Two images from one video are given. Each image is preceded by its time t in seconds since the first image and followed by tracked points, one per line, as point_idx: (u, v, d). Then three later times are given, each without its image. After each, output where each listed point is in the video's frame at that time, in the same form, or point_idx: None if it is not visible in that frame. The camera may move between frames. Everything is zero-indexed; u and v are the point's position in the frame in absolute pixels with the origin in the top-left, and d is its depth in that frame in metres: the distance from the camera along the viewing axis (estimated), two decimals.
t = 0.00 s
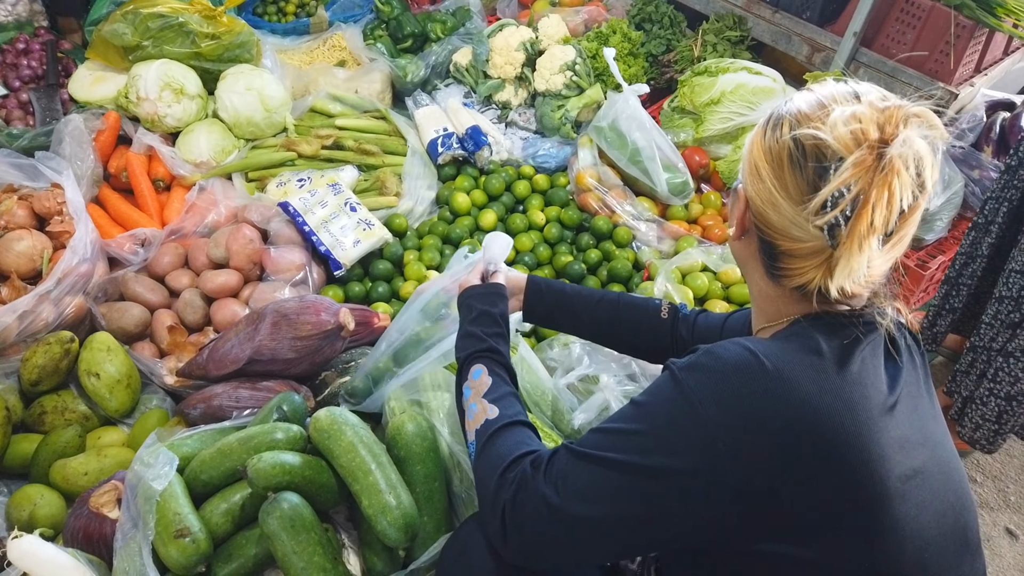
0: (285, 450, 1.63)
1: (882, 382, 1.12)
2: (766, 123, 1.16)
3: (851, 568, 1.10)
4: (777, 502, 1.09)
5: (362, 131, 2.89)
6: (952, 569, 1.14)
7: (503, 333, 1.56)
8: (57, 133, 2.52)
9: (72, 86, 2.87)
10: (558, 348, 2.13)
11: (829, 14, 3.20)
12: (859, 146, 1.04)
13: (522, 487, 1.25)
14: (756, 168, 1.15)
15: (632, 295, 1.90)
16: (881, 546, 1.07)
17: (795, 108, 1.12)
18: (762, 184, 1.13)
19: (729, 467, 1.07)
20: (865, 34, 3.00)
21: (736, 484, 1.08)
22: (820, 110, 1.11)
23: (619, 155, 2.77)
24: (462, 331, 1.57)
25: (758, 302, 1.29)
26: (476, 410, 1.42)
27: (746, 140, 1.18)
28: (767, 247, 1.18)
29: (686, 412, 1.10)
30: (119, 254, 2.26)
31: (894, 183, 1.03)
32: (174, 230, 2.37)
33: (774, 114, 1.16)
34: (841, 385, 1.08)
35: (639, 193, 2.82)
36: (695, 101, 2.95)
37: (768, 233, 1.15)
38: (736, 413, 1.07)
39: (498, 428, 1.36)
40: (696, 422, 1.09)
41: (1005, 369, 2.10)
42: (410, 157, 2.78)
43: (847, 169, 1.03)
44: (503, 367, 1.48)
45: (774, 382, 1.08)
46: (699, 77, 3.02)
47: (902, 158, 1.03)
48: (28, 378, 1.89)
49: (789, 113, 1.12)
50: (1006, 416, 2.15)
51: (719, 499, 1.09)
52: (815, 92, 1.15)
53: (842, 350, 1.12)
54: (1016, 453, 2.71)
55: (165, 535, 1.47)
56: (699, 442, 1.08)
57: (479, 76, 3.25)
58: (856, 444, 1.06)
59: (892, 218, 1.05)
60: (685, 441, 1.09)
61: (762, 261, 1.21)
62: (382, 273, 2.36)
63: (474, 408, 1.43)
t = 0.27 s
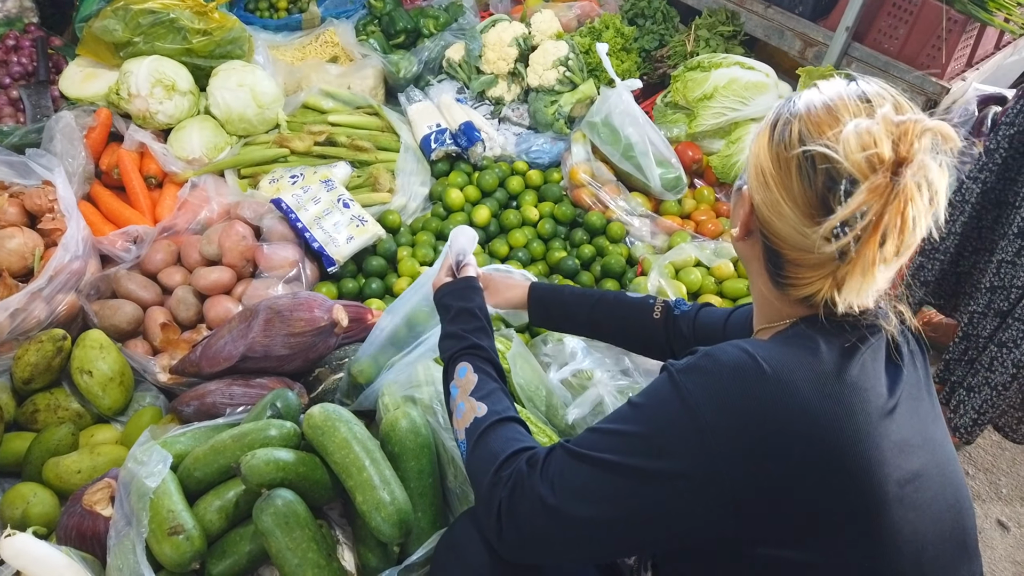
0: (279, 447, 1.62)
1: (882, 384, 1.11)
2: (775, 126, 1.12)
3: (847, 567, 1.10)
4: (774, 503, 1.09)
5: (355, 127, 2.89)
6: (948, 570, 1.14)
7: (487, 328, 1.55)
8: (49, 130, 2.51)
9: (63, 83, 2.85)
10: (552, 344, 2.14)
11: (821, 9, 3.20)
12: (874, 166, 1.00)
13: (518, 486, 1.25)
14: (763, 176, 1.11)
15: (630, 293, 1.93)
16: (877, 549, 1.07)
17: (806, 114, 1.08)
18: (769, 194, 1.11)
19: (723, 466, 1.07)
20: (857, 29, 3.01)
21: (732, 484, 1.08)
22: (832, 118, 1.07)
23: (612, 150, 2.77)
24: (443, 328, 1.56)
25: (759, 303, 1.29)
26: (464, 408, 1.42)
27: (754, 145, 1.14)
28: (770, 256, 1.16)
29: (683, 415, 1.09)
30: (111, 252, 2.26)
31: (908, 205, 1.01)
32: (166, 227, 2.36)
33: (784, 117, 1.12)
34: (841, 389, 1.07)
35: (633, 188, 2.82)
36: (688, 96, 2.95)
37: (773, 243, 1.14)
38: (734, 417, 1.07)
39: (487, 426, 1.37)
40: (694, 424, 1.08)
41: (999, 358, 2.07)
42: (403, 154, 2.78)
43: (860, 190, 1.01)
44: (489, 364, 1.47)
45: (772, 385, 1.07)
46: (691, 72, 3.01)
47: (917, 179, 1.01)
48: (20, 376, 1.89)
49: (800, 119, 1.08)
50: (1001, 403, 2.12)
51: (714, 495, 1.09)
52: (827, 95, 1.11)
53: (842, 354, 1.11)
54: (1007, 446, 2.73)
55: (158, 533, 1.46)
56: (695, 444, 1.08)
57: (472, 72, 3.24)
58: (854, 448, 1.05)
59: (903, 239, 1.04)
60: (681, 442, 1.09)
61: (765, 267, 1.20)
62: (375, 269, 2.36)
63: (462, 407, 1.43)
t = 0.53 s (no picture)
0: (273, 443, 1.63)
1: (879, 388, 1.10)
2: (781, 130, 1.11)
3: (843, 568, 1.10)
4: (769, 507, 1.08)
5: (348, 124, 2.88)
6: (945, 571, 1.13)
7: (472, 321, 1.55)
8: (40, 128, 2.49)
9: (55, 79, 2.83)
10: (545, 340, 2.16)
11: (814, 5, 3.21)
12: (888, 182, 1.00)
13: (516, 494, 1.24)
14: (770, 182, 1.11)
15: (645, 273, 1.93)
16: (873, 552, 1.07)
17: (813, 119, 1.07)
18: (776, 202, 1.10)
19: (717, 468, 1.06)
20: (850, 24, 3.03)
21: (727, 487, 1.07)
22: (840, 124, 1.06)
23: (606, 146, 2.77)
24: (428, 322, 1.56)
25: (758, 303, 1.29)
26: (454, 408, 1.42)
27: (759, 149, 1.13)
28: (774, 262, 1.16)
29: (679, 422, 1.09)
30: (104, 249, 2.25)
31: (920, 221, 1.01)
32: (159, 224, 2.35)
33: (791, 118, 1.10)
34: (838, 394, 1.05)
35: (626, 183, 2.83)
36: (682, 91, 2.95)
37: (778, 250, 1.13)
38: (730, 422, 1.06)
39: (479, 428, 1.36)
40: (689, 431, 1.08)
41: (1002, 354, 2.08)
42: (397, 149, 2.77)
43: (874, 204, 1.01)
44: (476, 358, 1.48)
45: (768, 391, 1.06)
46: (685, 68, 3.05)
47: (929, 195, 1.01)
48: (13, 374, 1.88)
49: (807, 124, 1.07)
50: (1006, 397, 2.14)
51: (709, 491, 1.08)
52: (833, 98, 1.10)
53: (840, 358, 1.09)
54: (999, 439, 2.75)
55: (152, 530, 1.46)
56: (690, 449, 1.07)
57: (466, 67, 3.25)
58: (851, 453, 1.04)
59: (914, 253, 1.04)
60: (676, 448, 1.08)
61: (767, 271, 1.20)
62: (370, 266, 2.37)
63: (451, 407, 1.43)
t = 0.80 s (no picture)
0: (268, 441, 1.62)
1: (873, 385, 1.09)
2: (764, 131, 1.09)
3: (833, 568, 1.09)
4: (760, 503, 1.08)
5: (342, 120, 2.87)
6: (939, 569, 1.12)
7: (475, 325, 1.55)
8: (32, 125, 2.49)
9: (46, 77, 2.82)
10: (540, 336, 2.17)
11: None
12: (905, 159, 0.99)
13: (508, 488, 1.25)
14: (768, 183, 1.08)
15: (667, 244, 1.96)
16: (865, 550, 1.06)
17: (797, 115, 1.06)
18: (779, 202, 1.07)
19: (708, 462, 1.07)
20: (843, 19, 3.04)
21: (717, 483, 1.07)
22: (827, 115, 1.05)
23: (600, 142, 2.78)
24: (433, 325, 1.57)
25: (755, 305, 1.27)
26: (453, 407, 1.43)
27: (746, 153, 1.10)
28: (780, 262, 1.13)
29: (672, 416, 1.09)
30: (97, 247, 2.24)
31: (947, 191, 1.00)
32: (152, 222, 2.35)
33: (771, 118, 1.09)
34: (832, 391, 1.05)
35: (621, 179, 2.83)
36: (675, 87, 2.95)
37: (785, 250, 1.11)
38: (723, 418, 1.06)
39: (476, 426, 1.37)
40: (681, 425, 1.08)
41: (993, 350, 2.06)
42: (391, 146, 2.78)
43: (893, 183, 0.99)
44: (478, 361, 1.48)
45: (760, 387, 1.06)
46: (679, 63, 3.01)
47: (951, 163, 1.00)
48: (6, 373, 1.87)
49: (794, 122, 1.06)
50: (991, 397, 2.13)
51: (703, 485, 1.08)
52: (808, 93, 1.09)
53: (834, 357, 1.09)
54: (992, 432, 2.76)
55: (147, 528, 1.46)
56: (682, 443, 1.08)
57: (460, 63, 3.23)
58: (844, 450, 1.03)
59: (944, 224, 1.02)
60: (669, 441, 1.09)
61: (771, 273, 1.17)
62: (364, 263, 2.35)
63: (450, 406, 1.43)
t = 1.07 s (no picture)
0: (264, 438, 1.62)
1: (863, 377, 1.10)
2: (740, 135, 1.08)
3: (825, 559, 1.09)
4: (749, 494, 1.08)
5: (336, 117, 2.87)
6: (928, 562, 1.13)
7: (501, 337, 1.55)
8: (25, 123, 2.51)
9: (39, 74, 2.81)
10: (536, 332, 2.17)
11: None
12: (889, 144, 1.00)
13: (499, 461, 1.26)
14: (752, 185, 1.08)
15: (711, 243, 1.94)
16: (855, 542, 1.07)
17: (772, 115, 1.05)
18: (767, 203, 1.07)
19: (699, 452, 1.07)
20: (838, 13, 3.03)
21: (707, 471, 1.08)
22: (802, 111, 1.04)
23: (595, 137, 2.78)
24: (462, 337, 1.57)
25: (746, 304, 1.26)
26: (466, 401, 1.44)
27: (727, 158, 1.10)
28: (772, 262, 1.13)
29: (661, 401, 1.10)
30: (91, 244, 2.23)
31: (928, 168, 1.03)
32: (146, 219, 2.34)
33: (745, 120, 1.08)
34: (822, 382, 1.05)
35: (616, 175, 2.84)
36: (670, 82, 2.96)
37: (776, 248, 1.11)
38: (712, 406, 1.06)
39: (481, 414, 1.39)
40: (670, 410, 1.08)
41: (990, 345, 2.06)
42: (385, 143, 2.79)
43: (881, 171, 0.99)
44: (497, 369, 1.49)
45: (750, 376, 1.06)
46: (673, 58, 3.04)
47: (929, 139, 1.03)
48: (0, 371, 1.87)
49: (770, 122, 1.05)
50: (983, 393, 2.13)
51: (697, 476, 1.08)
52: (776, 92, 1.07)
53: (824, 348, 1.09)
54: (986, 426, 2.78)
55: (143, 526, 1.46)
56: (671, 429, 1.08)
57: (454, 59, 3.24)
58: (834, 443, 1.03)
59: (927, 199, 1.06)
60: (659, 426, 1.09)
61: (763, 272, 1.17)
62: (359, 260, 2.34)
63: (464, 401, 1.45)
